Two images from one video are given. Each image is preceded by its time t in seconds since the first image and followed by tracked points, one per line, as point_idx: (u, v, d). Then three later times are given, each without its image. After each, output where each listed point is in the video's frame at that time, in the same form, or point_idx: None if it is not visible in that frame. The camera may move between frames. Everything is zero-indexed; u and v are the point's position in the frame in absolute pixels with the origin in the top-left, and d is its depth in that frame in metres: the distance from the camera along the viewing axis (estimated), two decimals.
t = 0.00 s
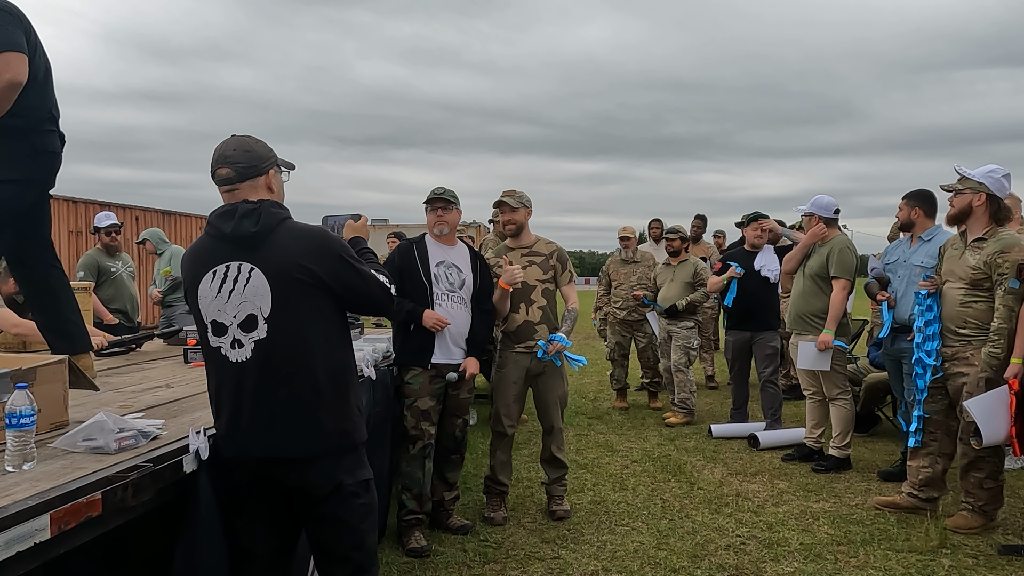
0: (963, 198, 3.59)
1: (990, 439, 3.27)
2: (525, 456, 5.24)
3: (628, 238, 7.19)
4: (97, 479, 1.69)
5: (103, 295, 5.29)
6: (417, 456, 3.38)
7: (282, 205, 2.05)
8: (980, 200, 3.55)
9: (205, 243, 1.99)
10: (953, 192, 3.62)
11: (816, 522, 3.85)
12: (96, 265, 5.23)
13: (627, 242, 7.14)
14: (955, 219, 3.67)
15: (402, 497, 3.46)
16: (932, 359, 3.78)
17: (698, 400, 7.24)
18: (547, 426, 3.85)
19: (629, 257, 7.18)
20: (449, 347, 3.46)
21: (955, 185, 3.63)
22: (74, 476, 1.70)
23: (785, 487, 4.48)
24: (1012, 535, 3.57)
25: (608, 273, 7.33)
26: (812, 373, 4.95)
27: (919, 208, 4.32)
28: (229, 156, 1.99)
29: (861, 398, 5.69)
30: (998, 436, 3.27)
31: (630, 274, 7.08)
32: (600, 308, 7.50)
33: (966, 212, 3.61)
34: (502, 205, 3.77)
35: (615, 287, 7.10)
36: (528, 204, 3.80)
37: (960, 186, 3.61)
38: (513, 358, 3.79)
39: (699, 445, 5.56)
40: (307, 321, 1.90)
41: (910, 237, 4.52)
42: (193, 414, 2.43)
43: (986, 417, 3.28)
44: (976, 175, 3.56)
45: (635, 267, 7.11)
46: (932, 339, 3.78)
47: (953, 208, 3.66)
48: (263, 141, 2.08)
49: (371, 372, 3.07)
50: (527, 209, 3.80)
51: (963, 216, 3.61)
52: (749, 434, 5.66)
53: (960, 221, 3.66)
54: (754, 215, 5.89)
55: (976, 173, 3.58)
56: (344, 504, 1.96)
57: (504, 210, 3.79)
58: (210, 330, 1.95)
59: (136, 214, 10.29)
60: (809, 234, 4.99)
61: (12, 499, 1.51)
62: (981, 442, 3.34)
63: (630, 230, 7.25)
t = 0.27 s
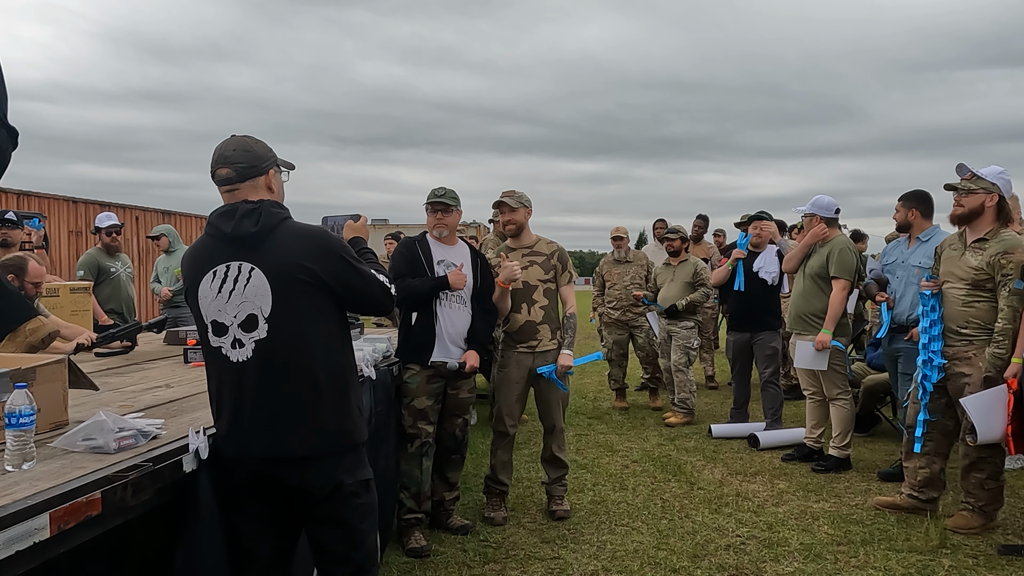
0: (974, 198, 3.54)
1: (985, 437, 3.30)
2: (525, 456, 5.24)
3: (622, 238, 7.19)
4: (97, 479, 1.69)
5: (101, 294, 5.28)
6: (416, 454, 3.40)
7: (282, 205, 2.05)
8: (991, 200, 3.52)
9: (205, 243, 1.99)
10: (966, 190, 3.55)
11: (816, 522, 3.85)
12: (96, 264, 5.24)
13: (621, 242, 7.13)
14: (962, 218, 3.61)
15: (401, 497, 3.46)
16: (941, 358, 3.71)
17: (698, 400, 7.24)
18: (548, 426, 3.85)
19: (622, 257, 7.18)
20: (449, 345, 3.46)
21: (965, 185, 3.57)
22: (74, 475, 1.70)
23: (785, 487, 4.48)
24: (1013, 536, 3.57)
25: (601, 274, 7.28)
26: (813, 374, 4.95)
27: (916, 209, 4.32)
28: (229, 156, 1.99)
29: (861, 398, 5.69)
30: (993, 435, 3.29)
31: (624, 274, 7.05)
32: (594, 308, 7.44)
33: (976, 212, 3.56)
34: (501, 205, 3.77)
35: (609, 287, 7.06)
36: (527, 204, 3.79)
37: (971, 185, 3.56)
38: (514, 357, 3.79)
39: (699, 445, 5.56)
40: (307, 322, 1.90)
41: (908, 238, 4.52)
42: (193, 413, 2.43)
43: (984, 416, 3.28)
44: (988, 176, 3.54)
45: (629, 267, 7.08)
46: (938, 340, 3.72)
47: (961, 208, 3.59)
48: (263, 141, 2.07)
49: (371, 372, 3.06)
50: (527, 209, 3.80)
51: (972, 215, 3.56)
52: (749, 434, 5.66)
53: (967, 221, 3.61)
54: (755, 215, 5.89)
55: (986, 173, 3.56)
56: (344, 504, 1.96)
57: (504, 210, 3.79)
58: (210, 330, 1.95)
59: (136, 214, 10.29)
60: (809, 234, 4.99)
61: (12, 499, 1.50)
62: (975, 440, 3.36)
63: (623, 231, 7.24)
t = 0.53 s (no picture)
0: (966, 198, 3.58)
1: (987, 438, 3.29)
2: (525, 456, 5.24)
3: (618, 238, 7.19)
4: (97, 479, 1.70)
5: (99, 293, 5.28)
6: (417, 455, 3.40)
7: (282, 205, 2.05)
8: (984, 200, 3.55)
9: (205, 243, 1.99)
10: (957, 190, 3.60)
11: (816, 522, 3.85)
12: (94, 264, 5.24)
13: (618, 241, 7.12)
14: (953, 217, 3.64)
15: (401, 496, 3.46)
16: (936, 359, 3.73)
17: (698, 400, 7.25)
18: (548, 426, 3.85)
19: (620, 257, 7.17)
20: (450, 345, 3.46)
21: (957, 184, 3.62)
22: (74, 475, 1.70)
23: (785, 487, 4.48)
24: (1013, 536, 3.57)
25: (600, 274, 7.27)
26: (812, 373, 4.96)
27: (913, 209, 4.32)
28: (229, 156, 1.99)
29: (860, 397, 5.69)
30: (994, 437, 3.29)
31: (620, 274, 7.02)
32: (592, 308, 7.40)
33: (967, 212, 3.59)
34: (501, 206, 3.77)
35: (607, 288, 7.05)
36: (527, 204, 3.80)
37: (963, 185, 3.60)
38: (514, 357, 3.79)
39: (699, 445, 5.56)
40: (306, 322, 1.90)
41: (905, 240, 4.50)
42: (193, 413, 2.43)
43: (984, 418, 3.28)
44: (978, 176, 3.58)
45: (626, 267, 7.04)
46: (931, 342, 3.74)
47: (952, 207, 3.63)
48: (263, 141, 2.07)
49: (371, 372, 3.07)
50: (526, 209, 3.80)
51: (964, 215, 3.60)
52: (749, 434, 5.66)
53: (959, 221, 3.64)
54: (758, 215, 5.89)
55: (978, 173, 3.59)
56: (344, 504, 1.96)
57: (504, 210, 3.79)
58: (210, 330, 1.95)
59: (135, 214, 10.28)
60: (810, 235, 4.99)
61: (12, 499, 1.50)
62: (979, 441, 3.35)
63: (620, 232, 7.23)
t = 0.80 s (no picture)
0: (951, 198, 3.59)
1: (993, 439, 3.27)
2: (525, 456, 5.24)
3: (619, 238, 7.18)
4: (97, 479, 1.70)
5: (98, 293, 5.27)
6: (416, 455, 3.40)
7: (281, 205, 2.04)
8: (968, 200, 3.57)
9: (205, 243, 1.99)
10: (942, 191, 3.61)
11: (816, 522, 3.85)
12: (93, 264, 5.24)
13: (619, 242, 7.13)
14: (940, 218, 3.65)
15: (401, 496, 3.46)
16: (927, 358, 3.74)
17: (698, 400, 7.25)
18: (548, 426, 3.85)
19: (620, 257, 7.16)
20: (450, 344, 3.46)
21: (942, 185, 3.64)
22: (74, 475, 1.70)
23: (785, 487, 4.48)
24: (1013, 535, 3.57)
25: (600, 274, 7.26)
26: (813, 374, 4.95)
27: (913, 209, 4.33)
28: (229, 156, 1.98)
29: (861, 398, 5.68)
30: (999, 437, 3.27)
31: (620, 275, 7.01)
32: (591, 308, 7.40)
33: (953, 212, 3.60)
34: (501, 206, 3.77)
35: (607, 288, 7.04)
36: (526, 204, 3.80)
37: (948, 186, 3.62)
38: (514, 357, 3.79)
39: (699, 445, 5.56)
40: (306, 321, 1.90)
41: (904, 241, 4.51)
42: (193, 413, 2.43)
43: (989, 417, 3.27)
44: (963, 177, 3.59)
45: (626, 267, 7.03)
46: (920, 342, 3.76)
47: (939, 208, 3.64)
48: (262, 141, 2.07)
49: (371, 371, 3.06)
50: (526, 208, 3.80)
51: (950, 216, 3.61)
52: (749, 434, 5.66)
53: (946, 221, 3.65)
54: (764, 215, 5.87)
55: (964, 174, 3.61)
56: (344, 504, 1.96)
57: (503, 210, 3.79)
58: (210, 330, 1.95)
59: (135, 214, 10.28)
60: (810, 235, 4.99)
61: (12, 499, 1.50)
62: (983, 442, 3.34)
63: (621, 231, 7.23)
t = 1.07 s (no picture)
0: (933, 199, 3.63)
1: (996, 438, 3.25)
2: (525, 456, 5.24)
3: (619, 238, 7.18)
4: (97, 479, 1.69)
5: (98, 294, 5.27)
6: (416, 455, 3.40)
7: (280, 205, 2.04)
8: (950, 200, 3.60)
9: (203, 243, 1.99)
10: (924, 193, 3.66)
11: (816, 522, 3.85)
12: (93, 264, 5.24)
13: (619, 241, 7.13)
14: (923, 220, 3.70)
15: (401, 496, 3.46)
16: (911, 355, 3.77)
17: (698, 400, 7.25)
18: (548, 426, 3.85)
19: (620, 257, 7.16)
20: (450, 344, 3.46)
21: (922, 187, 3.69)
22: (74, 475, 1.70)
23: (785, 487, 4.48)
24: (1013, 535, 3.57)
25: (600, 274, 7.26)
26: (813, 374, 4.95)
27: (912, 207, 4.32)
28: (227, 156, 1.98)
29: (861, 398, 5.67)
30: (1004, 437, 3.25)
31: (619, 275, 7.00)
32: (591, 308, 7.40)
33: (935, 212, 3.64)
34: (500, 206, 3.77)
35: (606, 288, 7.04)
36: (526, 204, 3.80)
37: (929, 187, 3.66)
38: (514, 357, 3.79)
39: (699, 445, 5.56)
40: (304, 322, 1.90)
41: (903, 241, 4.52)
42: (193, 413, 2.43)
43: (990, 418, 3.26)
44: (942, 177, 3.63)
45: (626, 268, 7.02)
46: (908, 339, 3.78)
47: (922, 209, 3.68)
48: (260, 141, 2.07)
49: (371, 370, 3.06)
50: (525, 208, 3.80)
51: (933, 216, 3.64)
52: (749, 434, 5.66)
53: (930, 222, 3.69)
54: (766, 215, 5.86)
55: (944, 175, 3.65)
56: (343, 504, 1.96)
57: (502, 210, 3.79)
58: (209, 330, 1.95)
59: (135, 214, 10.28)
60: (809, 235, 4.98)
61: (12, 499, 1.50)
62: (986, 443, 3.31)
63: (621, 231, 7.24)
